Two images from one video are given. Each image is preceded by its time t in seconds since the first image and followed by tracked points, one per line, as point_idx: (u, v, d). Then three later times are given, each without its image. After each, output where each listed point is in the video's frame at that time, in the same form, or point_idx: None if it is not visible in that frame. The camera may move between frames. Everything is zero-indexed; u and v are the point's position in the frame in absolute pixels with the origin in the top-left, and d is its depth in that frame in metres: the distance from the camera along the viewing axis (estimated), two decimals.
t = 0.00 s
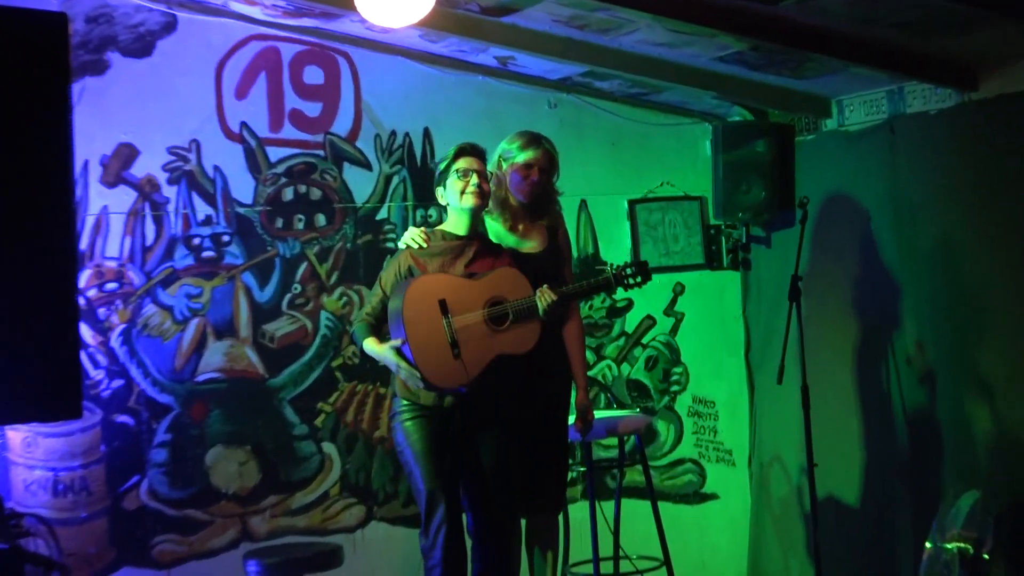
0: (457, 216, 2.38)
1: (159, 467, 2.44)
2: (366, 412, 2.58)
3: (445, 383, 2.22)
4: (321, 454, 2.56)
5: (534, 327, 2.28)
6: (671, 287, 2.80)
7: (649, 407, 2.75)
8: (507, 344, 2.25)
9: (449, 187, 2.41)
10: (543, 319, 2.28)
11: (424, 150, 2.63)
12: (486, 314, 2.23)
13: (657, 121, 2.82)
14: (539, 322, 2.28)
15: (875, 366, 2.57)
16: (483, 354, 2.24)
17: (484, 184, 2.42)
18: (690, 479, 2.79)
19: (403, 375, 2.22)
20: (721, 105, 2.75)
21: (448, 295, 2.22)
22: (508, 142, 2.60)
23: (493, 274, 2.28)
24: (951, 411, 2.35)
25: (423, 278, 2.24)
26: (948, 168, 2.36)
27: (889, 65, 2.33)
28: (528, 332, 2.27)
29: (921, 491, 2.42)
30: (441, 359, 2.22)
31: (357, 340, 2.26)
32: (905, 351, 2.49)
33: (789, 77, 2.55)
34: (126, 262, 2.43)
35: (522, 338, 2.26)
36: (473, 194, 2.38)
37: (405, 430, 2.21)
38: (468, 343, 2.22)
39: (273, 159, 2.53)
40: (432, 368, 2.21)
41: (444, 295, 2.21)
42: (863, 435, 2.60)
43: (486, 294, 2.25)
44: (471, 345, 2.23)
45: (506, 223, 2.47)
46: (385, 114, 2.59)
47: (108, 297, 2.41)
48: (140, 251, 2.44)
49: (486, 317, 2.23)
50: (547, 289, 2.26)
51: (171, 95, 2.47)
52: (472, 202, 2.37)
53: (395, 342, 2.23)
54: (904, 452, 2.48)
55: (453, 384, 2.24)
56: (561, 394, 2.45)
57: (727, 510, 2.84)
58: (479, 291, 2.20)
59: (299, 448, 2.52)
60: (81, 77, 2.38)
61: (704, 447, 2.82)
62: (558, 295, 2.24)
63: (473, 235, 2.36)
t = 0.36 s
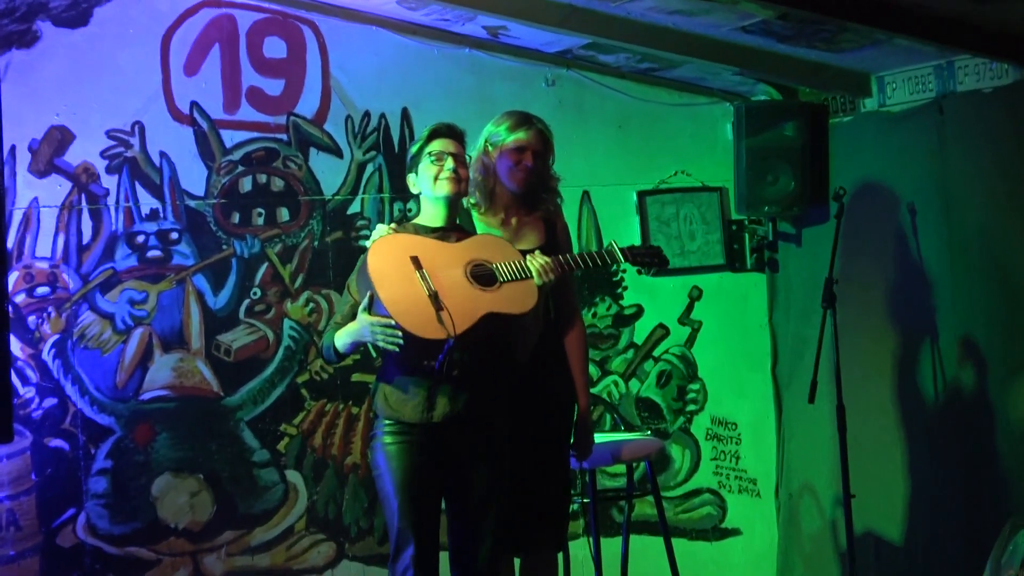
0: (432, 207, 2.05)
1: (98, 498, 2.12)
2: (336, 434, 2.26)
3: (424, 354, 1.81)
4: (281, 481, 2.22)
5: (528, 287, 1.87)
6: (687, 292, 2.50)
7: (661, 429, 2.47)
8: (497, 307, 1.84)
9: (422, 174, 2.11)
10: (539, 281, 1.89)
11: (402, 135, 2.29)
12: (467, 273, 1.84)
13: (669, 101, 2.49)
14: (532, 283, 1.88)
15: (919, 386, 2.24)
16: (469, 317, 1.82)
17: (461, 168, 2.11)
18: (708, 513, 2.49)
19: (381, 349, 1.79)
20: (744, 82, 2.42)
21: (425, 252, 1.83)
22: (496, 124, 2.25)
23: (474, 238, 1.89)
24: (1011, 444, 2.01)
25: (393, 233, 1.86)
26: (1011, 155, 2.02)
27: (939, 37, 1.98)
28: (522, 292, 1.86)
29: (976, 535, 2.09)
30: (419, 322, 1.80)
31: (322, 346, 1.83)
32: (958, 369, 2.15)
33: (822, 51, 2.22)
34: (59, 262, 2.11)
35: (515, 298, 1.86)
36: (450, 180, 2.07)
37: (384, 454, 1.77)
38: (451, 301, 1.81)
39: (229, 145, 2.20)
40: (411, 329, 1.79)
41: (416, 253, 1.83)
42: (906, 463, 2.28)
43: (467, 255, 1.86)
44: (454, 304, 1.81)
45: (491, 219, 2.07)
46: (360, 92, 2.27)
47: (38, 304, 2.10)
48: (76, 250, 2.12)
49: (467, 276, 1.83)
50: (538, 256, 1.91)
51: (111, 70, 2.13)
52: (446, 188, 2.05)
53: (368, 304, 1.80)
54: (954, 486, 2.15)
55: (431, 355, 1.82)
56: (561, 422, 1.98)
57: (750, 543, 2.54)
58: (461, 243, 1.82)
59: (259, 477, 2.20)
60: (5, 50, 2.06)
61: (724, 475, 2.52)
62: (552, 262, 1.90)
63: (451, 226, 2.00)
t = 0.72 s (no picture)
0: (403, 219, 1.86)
1: (96, 505, 2.11)
2: (336, 442, 2.25)
3: (416, 362, 1.64)
4: (280, 489, 2.21)
5: (516, 287, 1.71)
6: (687, 300, 2.50)
7: (662, 437, 2.47)
8: (487, 309, 1.68)
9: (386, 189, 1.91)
10: (528, 280, 1.72)
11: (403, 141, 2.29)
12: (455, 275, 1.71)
13: (671, 107, 2.49)
14: (520, 282, 1.72)
15: (920, 395, 2.24)
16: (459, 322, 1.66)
17: (428, 174, 1.87)
18: (708, 521, 2.51)
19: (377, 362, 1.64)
20: (745, 89, 2.41)
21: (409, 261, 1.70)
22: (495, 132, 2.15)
23: (458, 244, 1.76)
24: (1012, 455, 2.00)
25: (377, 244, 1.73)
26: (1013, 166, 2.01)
27: (943, 46, 1.97)
28: (511, 292, 1.70)
29: (978, 547, 2.08)
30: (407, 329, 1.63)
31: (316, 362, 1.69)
32: (960, 379, 2.14)
33: (825, 58, 2.21)
34: (58, 268, 2.10)
35: (503, 299, 1.69)
36: (408, 192, 1.85)
37: (381, 465, 1.61)
38: (441, 305, 1.66)
39: (229, 150, 2.19)
40: (402, 336, 1.62)
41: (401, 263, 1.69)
42: (907, 472, 2.28)
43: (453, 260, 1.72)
44: (445, 308, 1.66)
45: (483, 225, 1.92)
46: (360, 97, 2.26)
47: (37, 309, 2.09)
48: (75, 255, 2.11)
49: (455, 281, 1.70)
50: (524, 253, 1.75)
51: (110, 75, 2.12)
52: (408, 197, 1.84)
53: (359, 316, 1.65)
54: (955, 497, 2.14)
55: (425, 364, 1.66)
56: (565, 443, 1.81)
57: (749, 550, 2.54)
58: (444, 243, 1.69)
59: (259, 484, 2.20)
60: (5, 54, 2.06)
61: (725, 484, 2.52)
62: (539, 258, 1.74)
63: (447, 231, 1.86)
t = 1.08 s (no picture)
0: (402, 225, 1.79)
1: (95, 509, 2.11)
2: (335, 447, 2.26)
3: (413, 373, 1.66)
4: (280, 493, 2.21)
5: (514, 298, 1.75)
6: (687, 306, 2.50)
7: (661, 443, 2.48)
8: (484, 322, 1.72)
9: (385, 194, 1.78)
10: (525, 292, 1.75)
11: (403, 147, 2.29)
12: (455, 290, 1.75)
13: (671, 114, 2.49)
14: (518, 294, 1.76)
15: (918, 402, 2.24)
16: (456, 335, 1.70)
17: (431, 186, 1.74)
18: (706, 527, 2.51)
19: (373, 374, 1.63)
20: (745, 95, 2.41)
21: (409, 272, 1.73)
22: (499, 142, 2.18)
23: (457, 254, 1.79)
24: (1010, 463, 2.00)
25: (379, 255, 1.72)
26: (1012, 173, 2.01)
27: (943, 53, 1.97)
28: (509, 304, 1.74)
29: (977, 554, 2.08)
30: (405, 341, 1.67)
31: (313, 370, 1.67)
32: (958, 385, 2.14)
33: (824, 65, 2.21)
34: (57, 273, 2.10)
35: (502, 311, 1.74)
36: (408, 205, 1.73)
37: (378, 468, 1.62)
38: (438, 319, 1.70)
39: (229, 155, 2.19)
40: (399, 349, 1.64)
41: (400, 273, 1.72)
42: (905, 479, 2.28)
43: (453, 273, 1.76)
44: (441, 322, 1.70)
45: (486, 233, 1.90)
46: (360, 103, 2.26)
47: (36, 314, 2.09)
48: (74, 260, 2.11)
49: (454, 295, 1.74)
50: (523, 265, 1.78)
51: (110, 80, 2.12)
52: (408, 212, 1.73)
53: (355, 329, 1.64)
54: (953, 504, 2.14)
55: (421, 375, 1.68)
56: (562, 448, 1.81)
57: (747, 556, 2.54)
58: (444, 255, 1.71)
59: (258, 489, 2.20)
60: (5, 59, 2.06)
61: (723, 490, 2.53)
62: (538, 269, 1.77)
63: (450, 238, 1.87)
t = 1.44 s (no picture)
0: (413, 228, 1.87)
1: (94, 510, 2.11)
2: (334, 449, 2.26)
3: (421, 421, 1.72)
4: (279, 495, 2.21)
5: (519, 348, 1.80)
6: (687, 311, 2.50)
7: (661, 447, 2.48)
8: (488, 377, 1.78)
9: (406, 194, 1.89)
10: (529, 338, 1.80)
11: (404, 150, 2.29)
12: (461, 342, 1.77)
13: (671, 118, 2.49)
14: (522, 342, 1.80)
15: (917, 406, 2.24)
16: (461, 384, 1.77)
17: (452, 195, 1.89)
18: (705, 531, 2.51)
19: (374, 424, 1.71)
20: (746, 100, 2.41)
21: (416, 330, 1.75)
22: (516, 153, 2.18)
23: (462, 297, 1.80)
24: (1009, 469, 2.00)
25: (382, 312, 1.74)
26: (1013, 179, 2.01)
27: (944, 59, 1.97)
28: (513, 354, 1.79)
29: (976, 561, 2.08)
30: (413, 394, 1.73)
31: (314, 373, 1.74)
32: (957, 391, 2.14)
33: (825, 70, 2.22)
34: (57, 274, 2.10)
35: (507, 363, 1.79)
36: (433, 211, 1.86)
37: (378, 470, 1.67)
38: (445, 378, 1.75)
39: (230, 157, 2.19)
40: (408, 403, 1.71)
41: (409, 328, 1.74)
42: (904, 485, 2.28)
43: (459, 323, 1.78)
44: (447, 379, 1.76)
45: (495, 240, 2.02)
46: (360, 106, 2.26)
47: (37, 314, 2.09)
48: (75, 261, 2.11)
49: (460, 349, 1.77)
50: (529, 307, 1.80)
51: (111, 81, 2.12)
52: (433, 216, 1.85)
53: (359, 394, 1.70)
54: (952, 510, 2.15)
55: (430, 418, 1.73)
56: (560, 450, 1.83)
57: (746, 560, 2.54)
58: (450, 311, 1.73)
59: (258, 490, 2.20)
60: (6, 60, 2.06)
61: (723, 494, 2.53)
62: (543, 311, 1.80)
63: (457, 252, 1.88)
